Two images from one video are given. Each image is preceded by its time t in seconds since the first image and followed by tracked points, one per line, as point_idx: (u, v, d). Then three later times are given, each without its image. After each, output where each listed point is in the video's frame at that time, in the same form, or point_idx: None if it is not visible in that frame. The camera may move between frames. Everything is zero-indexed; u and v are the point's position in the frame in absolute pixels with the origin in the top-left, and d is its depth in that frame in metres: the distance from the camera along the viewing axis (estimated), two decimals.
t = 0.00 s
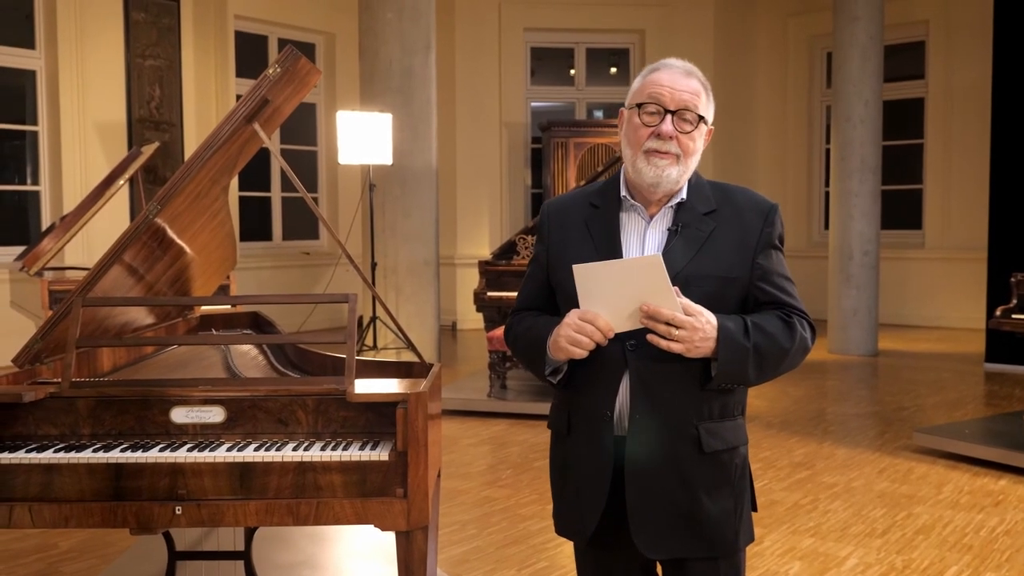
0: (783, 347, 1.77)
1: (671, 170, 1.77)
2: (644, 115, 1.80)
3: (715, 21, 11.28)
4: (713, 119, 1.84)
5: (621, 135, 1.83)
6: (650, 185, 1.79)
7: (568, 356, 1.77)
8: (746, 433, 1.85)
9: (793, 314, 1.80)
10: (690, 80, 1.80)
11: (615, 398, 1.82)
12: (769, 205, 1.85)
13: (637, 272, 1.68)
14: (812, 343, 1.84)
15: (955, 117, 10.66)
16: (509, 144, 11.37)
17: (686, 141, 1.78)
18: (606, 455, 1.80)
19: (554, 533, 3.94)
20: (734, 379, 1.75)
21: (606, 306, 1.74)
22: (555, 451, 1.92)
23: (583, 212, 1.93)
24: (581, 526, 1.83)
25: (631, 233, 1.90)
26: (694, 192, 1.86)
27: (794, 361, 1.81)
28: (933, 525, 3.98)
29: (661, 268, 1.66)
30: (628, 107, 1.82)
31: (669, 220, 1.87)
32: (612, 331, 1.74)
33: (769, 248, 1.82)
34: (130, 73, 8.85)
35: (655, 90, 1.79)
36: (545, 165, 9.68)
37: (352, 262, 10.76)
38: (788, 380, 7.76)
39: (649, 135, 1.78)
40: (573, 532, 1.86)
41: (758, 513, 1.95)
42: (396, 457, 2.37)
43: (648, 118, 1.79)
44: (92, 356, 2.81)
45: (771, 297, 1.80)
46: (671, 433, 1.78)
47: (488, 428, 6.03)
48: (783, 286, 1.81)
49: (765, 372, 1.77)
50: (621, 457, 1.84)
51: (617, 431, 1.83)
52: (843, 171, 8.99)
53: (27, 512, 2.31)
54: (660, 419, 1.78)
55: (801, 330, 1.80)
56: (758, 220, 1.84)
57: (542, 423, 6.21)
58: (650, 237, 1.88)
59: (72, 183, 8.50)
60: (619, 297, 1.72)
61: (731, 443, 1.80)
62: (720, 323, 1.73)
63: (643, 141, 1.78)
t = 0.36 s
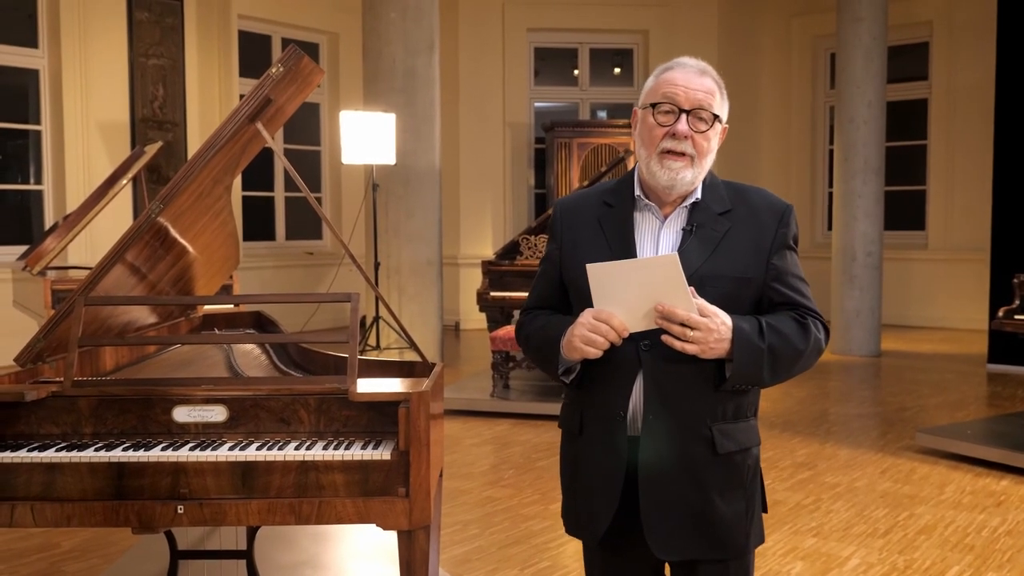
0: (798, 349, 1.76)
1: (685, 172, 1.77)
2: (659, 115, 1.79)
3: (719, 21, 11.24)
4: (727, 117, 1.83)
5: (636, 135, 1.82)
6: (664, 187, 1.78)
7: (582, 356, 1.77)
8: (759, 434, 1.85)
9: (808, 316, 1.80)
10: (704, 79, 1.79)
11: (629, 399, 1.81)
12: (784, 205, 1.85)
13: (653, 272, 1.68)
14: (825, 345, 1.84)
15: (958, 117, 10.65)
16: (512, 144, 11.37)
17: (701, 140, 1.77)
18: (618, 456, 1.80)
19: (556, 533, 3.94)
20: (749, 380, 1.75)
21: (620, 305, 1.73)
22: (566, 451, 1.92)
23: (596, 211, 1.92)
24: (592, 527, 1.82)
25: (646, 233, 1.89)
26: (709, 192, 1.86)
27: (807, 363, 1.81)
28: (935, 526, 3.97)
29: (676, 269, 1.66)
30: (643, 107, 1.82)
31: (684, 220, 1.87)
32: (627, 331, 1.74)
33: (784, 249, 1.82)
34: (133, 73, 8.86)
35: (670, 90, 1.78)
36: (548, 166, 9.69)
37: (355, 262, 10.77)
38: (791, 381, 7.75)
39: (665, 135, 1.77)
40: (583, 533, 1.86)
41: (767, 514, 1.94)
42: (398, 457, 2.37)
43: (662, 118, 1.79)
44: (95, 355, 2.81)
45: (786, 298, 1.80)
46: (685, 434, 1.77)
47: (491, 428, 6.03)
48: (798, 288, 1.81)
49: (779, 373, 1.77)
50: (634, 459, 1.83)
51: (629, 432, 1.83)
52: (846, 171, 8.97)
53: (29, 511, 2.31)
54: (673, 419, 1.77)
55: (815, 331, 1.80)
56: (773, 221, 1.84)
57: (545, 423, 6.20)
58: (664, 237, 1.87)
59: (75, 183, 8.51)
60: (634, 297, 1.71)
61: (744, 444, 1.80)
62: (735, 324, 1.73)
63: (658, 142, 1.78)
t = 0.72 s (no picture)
0: (807, 346, 1.77)
1: (693, 174, 1.77)
2: (664, 116, 1.79)
3: (714, 21, 11.25)
4: (732, 114, 1.83)
5: (641, 136, 1.82)
6: (673, 189, 1.79)
7: (590, 355, 1.76)
8: (767, 432, 1.85)
9: (817, 312, 1.80)
10: (708, 77, 1.79)
11: (638, 398, 1.81)
12: (791, 202, 1.86)
13: (662, 272, 1.68)
14: (833, 341, 1.85)
15: (952, 116, 10.67)
16: (507, 143, 11.37)
17: (708, 139, 1.77)
18: (626, 455, 1.80)
19: (552, 532, 3.94)
20: (758, 378, 1.75)
21: (629, 304, 1.73)
22: (574, 450, 1.92)
23: (602, 207, 1.92)
24: (601, 526, 1.82)
25: (653, 230, 1.89)
26: (716, 189, 1.86)
27: (816, 360, 1.82)
28: (929, 524, 3.98)
29: (686, 270, 1.66)
30: (648, 107, 1.81)
31: (691, 217, 1.87)
32: (635, 330, 1.74)
33: (793, 245, 1.82)
34: (127, 72, 8.85)
35: (674, 89, 1.78)
36: (543, 165, 9.71)
37: (351, 262, 10.77)
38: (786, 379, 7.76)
39: (671, 135, 1.78)
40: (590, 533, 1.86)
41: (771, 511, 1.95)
42: (394, 456, 2.37)
43: (668, 118, 1.79)
44: (89, 355, 2.80)
45: (795, 295, 1.81)
46: (694, 433, 1.77)
47: (487, 428, 6.02)
48: (807, 284, 1.82)
49: (788, 372, 1.77)
50: (643, 458, 1.84)
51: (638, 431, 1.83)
52: (841, 171, 8.99)
53: (22, 512, 2.30)
54: (683, 419, 1.78)
55: (825, 328, 1.80)
56: (781, 218, 1.85)
57: (540, 423, 6.20)
58: (672, 235, 1.88)
59: (69, 183, 8.49)
60: (643, 295, 1.71)
61: (753, 443, 1.81)
62: (744, 323, 1.73)
63: (665, 142, 1.78)
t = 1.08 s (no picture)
0: (816, 345, 1.77)
1: (701, 170, 1.78)
2: (671, 116, 1.78)
3: (710, 20, 11.25)
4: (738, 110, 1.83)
5: (648, 136, 1.82)
6: (682, 186, 1.80)
7: (599, 355, 1.76)
8: (776, 431, 1.86)
9: (826, 311, 1.80)
10: (713, 75, 1.78)
11: (646, 398, 1.81)
12: (799, 200, 1.86)
13: (671, 268, 1.68)
14: (842, 340, 1.85)
15: (948, 116, 10.69)
16: (504, 142, 11.38)
17: (716, 138, 1.78)
18: (636, 455, 1.80)
19: (548, 530, 3.94)
20: (768, 377, 1.75)
21: (638, 303, 1.73)
22: (581, 449, 1.92)
23: (609, 206, 1.92)
24: (611, 526, 1.83)
25: (661, 229, 1.89)
26: (724, 187, 1.86)
27: (825, 358, 1.82)
28: (925, 522, 3.99)
29: (695, 265, 1.66)
30: (653, 108, 1.81)
31: (699, 216, 1.87)
32: (644, 329, 1.74)
33: (800, 243, 1.83)
34: (122, 70, 8.82)
35: (680, 88, 1.77)
36: (539, 164, 9.71)
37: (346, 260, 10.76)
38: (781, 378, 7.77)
39: (679, 135, 1.78)
40: (599, 532, 1.86)
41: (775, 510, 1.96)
42: (390, 455, 2.37)
43: (675, 118, 1.78)
44: (85, 354, 2.80)
45: (804, 293, 1.81)
46: (704, 433, 1.78)
47: (483, 426, 6.03)
48: (815, 282, 1.82)
49: (799, 369, 1.77)
50: (652, 458, 1.84)
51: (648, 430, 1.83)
52: (837, 170, 9.00)
53: (19, 510, 2.29)
54: (693, 418, 1.78)
55: (834, 327, 1.81)
56: (789, 216, 1.85)
57: (536, 421, 6.20)
58: (680, 233, 1.88)
59: (65, 180, 8.47)
60: (651, 294, 1.72)
61: (762, 442, 1.81)
62: (754, 321, 1.73)
63: (672, 142, 1.79)
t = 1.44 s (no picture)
0: (823, 343, 1.78)
1: (700, 167, 1.78)
2: (659, 118, 1.79)
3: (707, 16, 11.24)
4: (732, 100, 1.82)
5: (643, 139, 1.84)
6: (683, 186, 1.81)
7: (605, 351, 1.76)
8: (780, 428, 1.87)
9: (832, 308, 1.81)
10: (697, 70, 1.77)
11: (653, 394, 1.82)
12: (806, 197, 1.87)
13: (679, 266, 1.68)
14: (848, 337, 1.86)
15: (944, 113, 10.71)
16: (500, 138, 11.37)
17: (709, 132, 1.78)
18: (641, 451, 1.80)
19: (545, 526, 3.95)
20: (775, 375, 1.76)
21: (643, 300, 1.73)
22: (586, 446, 1.92)
23: (614, 202, 1.92)
24: (616, 523, 1.83)
25: (667, 226, 1.90)
26: (729, 183, 1.87)
27: (831, 355, 1.83)
28: (920, 519, 4.00)
29: (703, 264, 1.66)
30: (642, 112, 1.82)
31: (705, 213, 1.88)
32: (649, 326, 1.74)
33: (807, 240, 1.83)
34: (119, 66, 8.80)
35: (664, 90, 1.77)
36: (536, 160, 9.70)
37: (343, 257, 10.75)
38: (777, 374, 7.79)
39: (669, 137, 1.79)
40: (603, 529, 1.86)
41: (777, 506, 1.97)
42: (388, 450, 2.37)
43: (664, 120, 1.79)
44: (82, 350, 2.80)
45: (811, 290, 1.81)
46: (710, 429, 1.78)
47: (481, 422, 6.03)
48: (821, 279, 1.83)
49: (805, 367, 1.78)
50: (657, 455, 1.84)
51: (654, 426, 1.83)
52: (834, 167, 9.01)
53: (16, 506, 2.30)
54: (699, 415, 1.78)
55: (840, 324, 1.81)
56: (796, 213, 1.85)
57: (533, 418, 6.21)
58: (685, 230, 1.88)
59: (60, 177, 8.45)
60: (658, 291, 1.72)
61: (767, 439, 1.82)
62: (761, 318, 1.74)
63: (665, 144, 1.79)
